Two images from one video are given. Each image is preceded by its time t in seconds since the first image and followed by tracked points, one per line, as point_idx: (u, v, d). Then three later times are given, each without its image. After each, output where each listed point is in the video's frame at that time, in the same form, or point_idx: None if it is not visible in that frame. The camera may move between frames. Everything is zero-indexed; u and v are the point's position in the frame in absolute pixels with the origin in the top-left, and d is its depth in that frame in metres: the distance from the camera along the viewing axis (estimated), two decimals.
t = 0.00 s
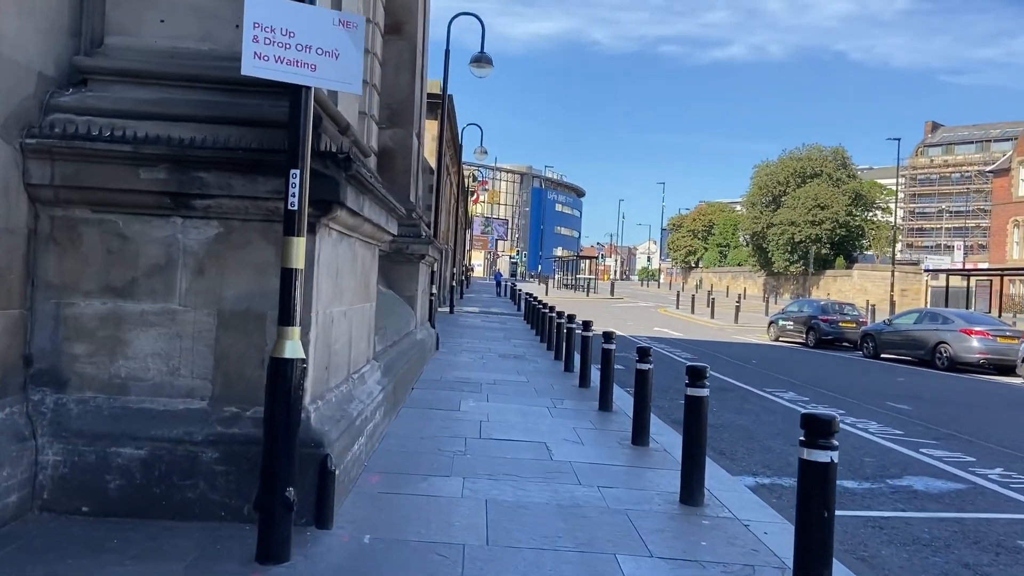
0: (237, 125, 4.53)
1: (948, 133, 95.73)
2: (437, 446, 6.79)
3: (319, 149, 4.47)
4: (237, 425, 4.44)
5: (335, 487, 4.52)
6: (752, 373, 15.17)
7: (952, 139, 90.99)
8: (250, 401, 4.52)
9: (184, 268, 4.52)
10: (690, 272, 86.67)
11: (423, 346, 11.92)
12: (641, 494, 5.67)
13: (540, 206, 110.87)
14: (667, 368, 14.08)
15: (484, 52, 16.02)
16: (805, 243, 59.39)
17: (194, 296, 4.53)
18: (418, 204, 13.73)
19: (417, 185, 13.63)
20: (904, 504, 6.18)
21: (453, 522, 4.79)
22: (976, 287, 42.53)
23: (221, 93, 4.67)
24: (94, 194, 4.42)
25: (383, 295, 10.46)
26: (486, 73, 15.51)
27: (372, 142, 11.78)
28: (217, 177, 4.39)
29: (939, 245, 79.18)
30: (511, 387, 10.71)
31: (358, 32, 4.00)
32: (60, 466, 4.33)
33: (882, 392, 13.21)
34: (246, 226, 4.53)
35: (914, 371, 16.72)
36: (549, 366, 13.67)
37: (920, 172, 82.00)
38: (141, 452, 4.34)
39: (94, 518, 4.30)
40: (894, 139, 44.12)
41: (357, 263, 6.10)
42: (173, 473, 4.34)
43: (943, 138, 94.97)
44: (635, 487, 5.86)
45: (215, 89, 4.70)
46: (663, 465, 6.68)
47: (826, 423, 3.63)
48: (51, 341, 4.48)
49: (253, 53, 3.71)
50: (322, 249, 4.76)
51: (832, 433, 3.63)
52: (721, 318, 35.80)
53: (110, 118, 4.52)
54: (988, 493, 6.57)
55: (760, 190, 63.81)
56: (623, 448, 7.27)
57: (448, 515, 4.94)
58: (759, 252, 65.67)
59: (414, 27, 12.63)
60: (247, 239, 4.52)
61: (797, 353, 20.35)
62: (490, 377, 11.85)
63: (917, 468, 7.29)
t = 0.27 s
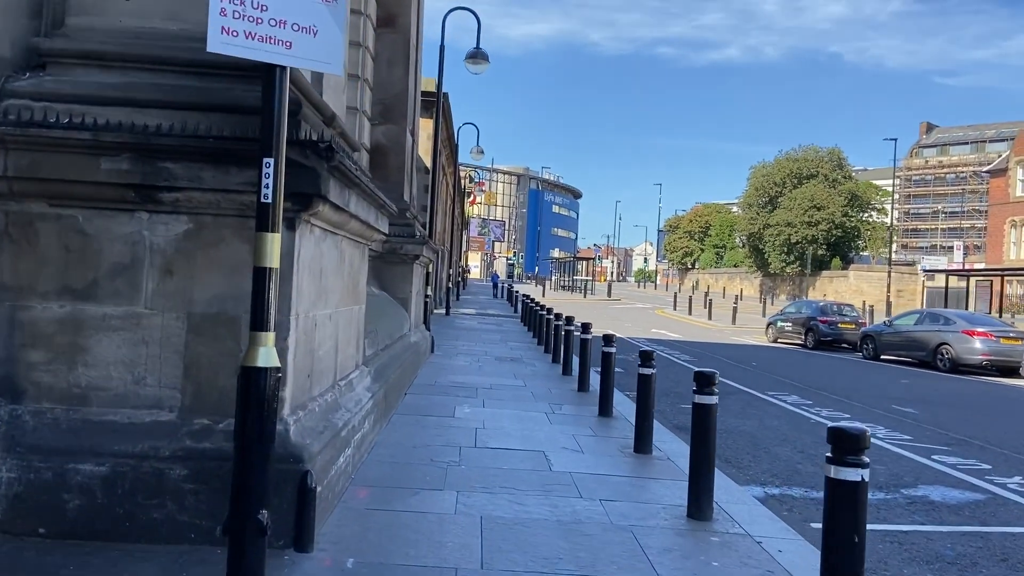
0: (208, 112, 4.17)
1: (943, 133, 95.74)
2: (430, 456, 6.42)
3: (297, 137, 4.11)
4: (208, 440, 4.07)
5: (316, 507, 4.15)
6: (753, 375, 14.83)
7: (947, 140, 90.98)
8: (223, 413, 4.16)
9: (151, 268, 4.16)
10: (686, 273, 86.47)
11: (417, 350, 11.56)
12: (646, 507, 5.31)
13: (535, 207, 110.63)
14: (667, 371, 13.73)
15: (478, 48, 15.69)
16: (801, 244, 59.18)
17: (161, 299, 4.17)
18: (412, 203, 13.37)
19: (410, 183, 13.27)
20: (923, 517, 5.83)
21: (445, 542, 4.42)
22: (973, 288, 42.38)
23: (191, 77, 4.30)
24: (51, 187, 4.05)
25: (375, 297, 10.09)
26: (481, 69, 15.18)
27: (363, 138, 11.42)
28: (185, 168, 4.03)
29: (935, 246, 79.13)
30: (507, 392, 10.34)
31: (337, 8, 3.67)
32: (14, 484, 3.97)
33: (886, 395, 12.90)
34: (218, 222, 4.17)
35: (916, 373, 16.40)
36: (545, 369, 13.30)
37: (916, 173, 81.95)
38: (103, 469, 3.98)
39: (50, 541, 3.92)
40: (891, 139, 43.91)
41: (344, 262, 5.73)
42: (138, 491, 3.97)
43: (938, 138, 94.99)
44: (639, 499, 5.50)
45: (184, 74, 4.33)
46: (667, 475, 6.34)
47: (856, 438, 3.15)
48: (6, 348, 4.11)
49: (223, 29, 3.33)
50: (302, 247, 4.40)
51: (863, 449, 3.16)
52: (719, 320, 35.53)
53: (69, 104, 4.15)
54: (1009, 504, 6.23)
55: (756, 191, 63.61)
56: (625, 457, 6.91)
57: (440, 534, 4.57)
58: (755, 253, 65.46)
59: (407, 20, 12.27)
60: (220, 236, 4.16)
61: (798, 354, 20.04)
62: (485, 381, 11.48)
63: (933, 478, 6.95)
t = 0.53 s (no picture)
0: (172, 98, 3.82)
1: (939, 134, 95.71)
2: (419, 468, 6.07)
3: (269, 125, 3.76)
4: (172, 457, 3.72)
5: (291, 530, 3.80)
6: (754, 378, 14.50)
7: (943, 141, 90.91)
8: (188, 427, 3.81)
9: (109, 268, 3.80)
10: (683, 274, 86.21)
11: (409, 353, 11.21)
12: (648, 525, 4.96)
13: (531, 208, 110.31)
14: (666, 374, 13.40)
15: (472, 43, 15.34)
16: (797, 245, 58.97)
17: (121, 302, 3.81)
18: (405, 202, 13.00)
19: (403, 181, 12.90)
20: (942, 533, 5.48)
21: (432, 566, 4.07)
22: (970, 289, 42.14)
23: (154, 60, 3.95)
24: None
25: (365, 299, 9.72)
26: (476, 65, 14.84)
27: (353, 135, 11.04)
28: (145, 158, 3.68)
29: (931, 246, 79.00)
30: (502, 397, 9.98)
31: None
32: None
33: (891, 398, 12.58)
34: (183, 218, 3.82)
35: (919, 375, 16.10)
36: (541, 372, 12.96)
37: (912, 174, 81.87)
38: (56, 490, 3.62)
39: None
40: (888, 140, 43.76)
41: (326, 262, 5.37)
42: (94, 514, 3.62)
43: (934, 139, 94.97)
44: (641, 515, 5.15)
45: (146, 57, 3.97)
46: (670, 487, 6.00)
47: (889, 459, 2.81)
48: None
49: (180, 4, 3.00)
50: (277, 246, 4.04)
51: (897, 471, 2.81)
52: (716, 321, 35.22)
53: (20, 89, 3.79)
54: None
55: (752, 191, 63.37)
56: (625, 467, 6.56)
57: (428, 556, 4.21)
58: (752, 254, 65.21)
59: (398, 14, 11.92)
60: (185, 233, 3.81)
61: (797, 356, 19.73)
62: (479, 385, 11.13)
63: (948, 489, 6.61)
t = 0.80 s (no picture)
0: (126, 75, 3.44)
1: (936, 135, 95.49)
2: (405, 480, 5.68)
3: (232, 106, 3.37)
4: (123, 474, 3.34)
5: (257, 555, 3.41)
6: (755, 382, 14.14)
7: (941, 142, 90.75)
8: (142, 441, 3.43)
9: (54, 263, 3.42)
10: (680, 275, 85.90)
11: (400, 356, 10.82)
12: (652, 544, 4.58)
13: (528, 209, 109.96)
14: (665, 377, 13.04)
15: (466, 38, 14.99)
16: (795, 245, 58.67)
17: (68, 301, 3.42)
18: (396, 200, 12.61)
19: (394, 178, 12.52)
20: (967, 550, 5.11)
21: None
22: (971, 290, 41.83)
23: (107, 35, 3.57)
24: None
25: (352, 300, 9.34)
26: (469, 61, 14.56)
27: (341, 130, 10.66)
28: (94, 141, 3.29)
29: (929, 247, 78.77)
30: (496, 402, 9.60)
31: None
32: None
33: (897, 402, 12.23)
34: (137, 208, 3.43)
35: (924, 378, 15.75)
36: (537, 376, 12.59)
37: (910, 175, 81.66)
38: None
39: None
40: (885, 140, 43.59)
41: (303, 260, 4.98)
42: (35, 539, 3.24)
43: (931, 140, 94.78)
44: (644, 533, 4.78)
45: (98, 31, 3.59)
46: (673, 500, 5.63)
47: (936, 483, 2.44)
48: None
49: None
50: (243, 241, 3.66)
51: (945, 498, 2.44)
52: (714, 322, 34.88)
53: None
54: None
55: (750, 192, 63.06)
56: (625, 478, 6.19)
57: None
58: (750, 255, 64.91)
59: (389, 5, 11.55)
60: (139, 225, 3.43)
61: (798, 359, 19.39)
62: (473, 389, 10.74)
63: (967, 501, 6.25)
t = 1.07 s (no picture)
0: (81, 57, 3.10)
1: (936, 136, 95.23)
2: (396, 496, 5.33)
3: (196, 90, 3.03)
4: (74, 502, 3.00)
5: None
6: (759, 386, 13.81)
7: (942, 143, 90.53)
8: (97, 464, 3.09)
9: None
10: (679, 277, 85.60)
11: (394, 360, 10.48)
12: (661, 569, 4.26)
13: (526, 210, 109.62)
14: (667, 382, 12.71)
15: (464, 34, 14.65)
16: (796, 247, 58.36)
17: (13, 307, 3.07)
18: (391, 200, 12.26)
19: (388, 177, 12.16)
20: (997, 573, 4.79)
21: None
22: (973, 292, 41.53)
23: (62, 13, 3.23)
24: None
25: (344, 303, 8.99)
26: (466, 57, 14.22)
27: (333, 127, 10.31)
28: (41, 130, 2.95)
29: (929, 249, 78.52)
30: (493, 408, 9.26)
31: None
32: None
33: (906, 408, 11.91)
34: (92, 203, 3.09)
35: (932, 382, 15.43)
36: (536, 380, 12.25)
37: (910, 176, 81.43)
38: None
39: None
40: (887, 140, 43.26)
41: (285, 262, 4.63)
42: None
43: (931, 141, 94.56)
44: (652, 556, 4.46)
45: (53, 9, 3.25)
46: (681, 517, 5.31)
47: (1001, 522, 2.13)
48: None
49: None
50: (212, 241, 3.32)
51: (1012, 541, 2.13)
52: (715, 324, 34.57)
53: None
54: None
55: (750, 193, 62.75)
56: (630, 493, 5.85)
57: None
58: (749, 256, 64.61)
59: None
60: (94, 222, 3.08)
61: (802, 362, 19.07)
62: (470, 394, 10.40)
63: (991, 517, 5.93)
